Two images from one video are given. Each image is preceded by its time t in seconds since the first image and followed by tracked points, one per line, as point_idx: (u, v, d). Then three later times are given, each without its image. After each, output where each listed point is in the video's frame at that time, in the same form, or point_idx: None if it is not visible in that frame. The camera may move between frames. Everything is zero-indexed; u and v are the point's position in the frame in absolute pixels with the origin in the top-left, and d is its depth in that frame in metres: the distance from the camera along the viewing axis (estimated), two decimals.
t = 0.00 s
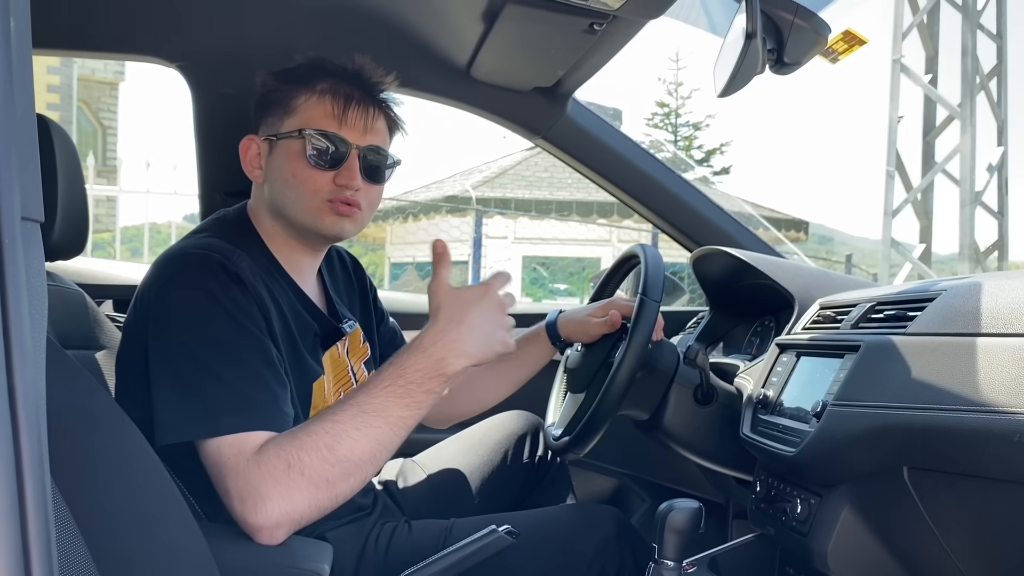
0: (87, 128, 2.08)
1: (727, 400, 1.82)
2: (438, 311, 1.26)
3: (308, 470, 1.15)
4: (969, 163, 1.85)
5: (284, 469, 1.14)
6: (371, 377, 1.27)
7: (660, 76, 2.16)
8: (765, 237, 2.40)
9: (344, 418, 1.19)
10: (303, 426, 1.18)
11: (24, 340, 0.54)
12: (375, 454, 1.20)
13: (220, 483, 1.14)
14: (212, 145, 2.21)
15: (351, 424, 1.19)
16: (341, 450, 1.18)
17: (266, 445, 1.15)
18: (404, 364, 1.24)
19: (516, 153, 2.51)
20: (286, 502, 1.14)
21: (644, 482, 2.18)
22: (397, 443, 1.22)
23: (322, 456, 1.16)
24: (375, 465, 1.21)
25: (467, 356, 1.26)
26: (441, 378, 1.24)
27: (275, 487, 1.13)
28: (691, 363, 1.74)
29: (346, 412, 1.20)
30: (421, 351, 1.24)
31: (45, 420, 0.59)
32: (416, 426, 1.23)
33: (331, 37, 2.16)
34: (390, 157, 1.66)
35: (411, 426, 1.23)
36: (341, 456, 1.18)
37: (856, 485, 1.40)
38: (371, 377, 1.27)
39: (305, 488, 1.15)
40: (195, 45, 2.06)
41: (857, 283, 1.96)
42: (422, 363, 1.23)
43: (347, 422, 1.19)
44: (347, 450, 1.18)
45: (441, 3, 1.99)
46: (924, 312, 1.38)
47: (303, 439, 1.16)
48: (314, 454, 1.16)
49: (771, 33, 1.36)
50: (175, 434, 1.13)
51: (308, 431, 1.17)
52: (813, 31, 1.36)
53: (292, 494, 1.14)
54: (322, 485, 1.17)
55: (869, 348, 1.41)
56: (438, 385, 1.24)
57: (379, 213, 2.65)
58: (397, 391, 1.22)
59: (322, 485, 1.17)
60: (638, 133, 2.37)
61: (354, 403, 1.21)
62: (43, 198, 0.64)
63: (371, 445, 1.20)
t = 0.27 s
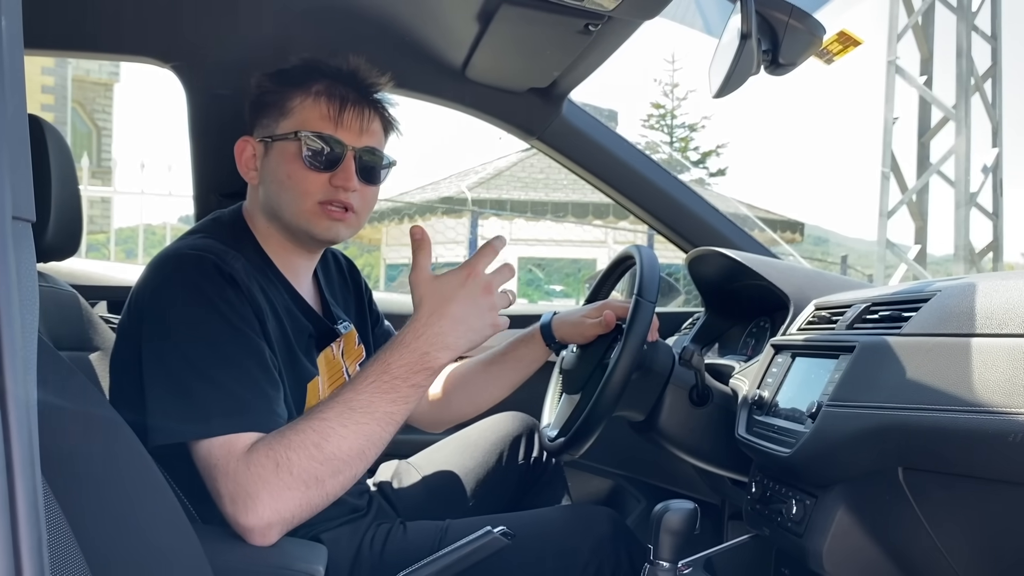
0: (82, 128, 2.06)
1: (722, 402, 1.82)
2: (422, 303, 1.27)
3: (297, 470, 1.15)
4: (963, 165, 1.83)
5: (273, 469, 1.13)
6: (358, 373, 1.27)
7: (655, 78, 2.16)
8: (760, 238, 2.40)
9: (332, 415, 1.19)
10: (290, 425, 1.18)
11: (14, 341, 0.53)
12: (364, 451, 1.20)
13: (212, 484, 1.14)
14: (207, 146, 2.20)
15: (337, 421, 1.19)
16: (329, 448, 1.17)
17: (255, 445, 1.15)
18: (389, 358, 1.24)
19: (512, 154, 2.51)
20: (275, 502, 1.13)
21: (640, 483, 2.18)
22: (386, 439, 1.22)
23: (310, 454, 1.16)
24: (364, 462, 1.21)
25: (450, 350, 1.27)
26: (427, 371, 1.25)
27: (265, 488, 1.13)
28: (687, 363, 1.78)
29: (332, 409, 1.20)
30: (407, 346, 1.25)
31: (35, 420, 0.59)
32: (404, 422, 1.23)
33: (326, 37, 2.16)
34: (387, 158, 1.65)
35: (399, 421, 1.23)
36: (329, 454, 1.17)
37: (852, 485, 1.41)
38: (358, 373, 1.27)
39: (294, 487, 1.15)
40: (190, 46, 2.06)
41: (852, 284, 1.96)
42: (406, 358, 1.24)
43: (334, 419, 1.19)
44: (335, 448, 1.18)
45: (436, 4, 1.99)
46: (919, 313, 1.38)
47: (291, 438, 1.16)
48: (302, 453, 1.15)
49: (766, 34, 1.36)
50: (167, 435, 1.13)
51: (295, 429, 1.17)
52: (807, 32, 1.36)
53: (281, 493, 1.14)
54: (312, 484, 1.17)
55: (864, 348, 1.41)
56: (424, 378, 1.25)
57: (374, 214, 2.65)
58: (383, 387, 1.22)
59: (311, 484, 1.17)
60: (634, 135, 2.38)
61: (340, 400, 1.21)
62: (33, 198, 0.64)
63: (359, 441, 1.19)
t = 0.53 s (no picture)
0: (77, 130, 2.10)
1: (719, 403, 1.82)
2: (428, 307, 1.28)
3: (295, 472, 1.15)
4: (959, 166, 1.86)
5: (271, 472, 1.13)
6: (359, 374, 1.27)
7: (651, 79, 2.16)
8: (756, 239, 2.40)
9: (332, 420, 1.19)
10: (290, 427, 1.17)
11: (7, 340, 0.53)
12: (362, 455, 1.20)
13: (208, 486, 1.14)
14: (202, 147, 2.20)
15: (338, 426, 1.19)
16: (328, 452, 1.17)
17: (253, 447, 1.14)
18: (389, 363, 1.24)
19: (507, 155, 2.51)
20: (272, 504, 1.13)
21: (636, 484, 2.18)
22: (385, 444, 1.22)
23: (309, 458, 1.16)
24: (362, 466, 1.21)
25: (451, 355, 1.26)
26: (428, 376, 1.25)
27: (263, 490, 1.12)
28: (683, 365, 1.73)
29: (333, 413, 1.20)
30: (408, 350, 1.25)
31: (28, 421, 0.59)
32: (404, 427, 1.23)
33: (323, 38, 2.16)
34: (376, 154, 1.65)
35: (399, 426, 1.23)
36: (328, 457, 1.17)
37: (848, 485, 1.41)
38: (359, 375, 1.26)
39: (292, 489, 1.15)
40: (185, 47, 2.06)
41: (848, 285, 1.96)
42: (408, 362, 1.24)
43: (334, 423, 1.19)
44: (334, 451, 1.18)
45: (431, 4, 1.99)
46: (915, 313, 1.38)
47: (290, 441, 1.15)
48: (302, 456, 1.15)
49: (761, 34, 1.36)
50: (163, 435, 1.13)
51: (295, 432, 1.16)
52: (803, 33, 1.36)
53: (279, 496, 1.13)
54: (309, 487, 1.16)
55: (860, 348, 1.41)
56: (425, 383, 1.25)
57: (370, 215, 2.65)
58: (384, 392, 1.22)
59: (309, 487, 1.16)
60: (630, 136, 2.36)
61: (342, 404, 1.21)
62: (26, 197, 0.63)
63: (358, 446, 1.19)
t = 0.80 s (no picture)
0: (72, 131, 2.14)
1: (714, 402, 1.83)
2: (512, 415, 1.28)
3: (310, 493, 1.11)
4: (954, 166, 1.84)
5: (287, 483, 1.11)
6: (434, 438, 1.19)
7: (648, 80, 2.18)
8: (753, 241, 2.39)
9: (372, 462, 1.15)
10: (330, 456, 1.15)
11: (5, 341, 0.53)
12: (378, 504, 1.13)
13: (209, 487, 1.12)
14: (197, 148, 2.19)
15: (372, 467, 1.14)
16: (351, 489, 1.12)
17: (276, 455, 1.13)
18: (463, 437, 1.15)
19: (504, 156, 2.51)
20: (275, 514, 1.10)
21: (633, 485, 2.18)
22: (405, 506, 1.13)
23: (330, 485, 1.12)
24: (374, 515, 1.13)
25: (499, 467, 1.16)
26: (472, 468, 1.12)
27: (271, 497, 1.10)
28: (680, 365, 1.72)
29: (379, 457, 1.16)
30: (474, 438, 1.14)
31: (25, 423, 0.58)
32: (429, 497, 1.13)
33: (319, 39, 2.16)
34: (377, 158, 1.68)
35: (425, 497, 1.13)
36: (345, 492, 1.12)
37: (845, 486, 1.41)
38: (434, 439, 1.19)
39: (299, 508, 1.11)
40: (181, 48, 2.05)
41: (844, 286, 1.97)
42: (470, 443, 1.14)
43: (371, 465, 1.14)
44: (356, 490, 1.12)
45: (428, 5, 1.99)
46: (912, 314, 1.38)
47: (320, 465, 1.13)
48: (325, 481, 1.12)
49: (759, 35, 1.37)
50: (162, 435, 1.12)
51: (332, 460, 1.14)
52: (800, 34, 1.36)
53: (285, 509, 1.10)
54: (317, 514, 1.11)
55: (857, 349, 1.42)
56: (468, 469, 1.12)
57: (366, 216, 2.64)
58: (434, 458, 1.14)
59: (316, 514, 1.11)
60: (626, 137, 2.37)
61: (396, 455, 1.15)
62: (22, 198, 0.63)
63: (379, 492, 1.13)
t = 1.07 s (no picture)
0: (68, 131, 2.10)
1: (713, 403, 1.83)
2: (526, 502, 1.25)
3: (326, 510, 1.14)
4: (948, 168, 1.82)
5: (307, 496, 1.14)
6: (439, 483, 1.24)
7: (644, 81, 2.21)
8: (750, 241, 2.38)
9: (390, 490, 1.19)
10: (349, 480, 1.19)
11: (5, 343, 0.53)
12: (387, 531, 1.16)
13: (212, 488, 1.13)
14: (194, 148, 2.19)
15: (390, 495, 1.18)
16: (366, 512, 1.16)
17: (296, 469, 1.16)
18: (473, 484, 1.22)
19: (501, 157, 2.51)
20: (285, 522, 1.12)
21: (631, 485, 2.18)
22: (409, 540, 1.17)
23: (348, 505, 1.16)
24: (379, 543, 1.16)
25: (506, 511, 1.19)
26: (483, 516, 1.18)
27: (286, 505, 1.13)
28: (678, 365, 1.77)
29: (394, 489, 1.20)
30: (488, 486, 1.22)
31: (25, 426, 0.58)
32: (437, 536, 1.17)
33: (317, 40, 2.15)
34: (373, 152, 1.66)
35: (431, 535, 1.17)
36: (363, 515, 1.16)
37: (843, 487, 1.41)
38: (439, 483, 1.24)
39: (310, 519, 1.13)
40: (178, 49, 2.05)
41: (841, 286, 1.97)
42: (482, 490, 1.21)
43: (389, 493, 1.18)
44: (371, 514, 1.16)
45: (426, 6, 1.99)
46: (910, 315, 1.38)
47: (341, 486, 1.17)
48: (343, 502, 1.16)
49: (756, 36, 1.37)
50: (164, 437, 1.12)
51: (351, 484, 1.18)
52: (798, 35, 1.36)
53: (298, 518, 1.13)
54: (327, 529, 1.14)
55: (855, 349, 1.42)
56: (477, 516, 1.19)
57: (363, 216, 2.64)
58: (447, 494, 1.20)
59: (325, 528, 1.14)
60: (623, 137, 2.37)
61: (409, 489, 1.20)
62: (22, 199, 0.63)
63: (392, 520, 1.17)
